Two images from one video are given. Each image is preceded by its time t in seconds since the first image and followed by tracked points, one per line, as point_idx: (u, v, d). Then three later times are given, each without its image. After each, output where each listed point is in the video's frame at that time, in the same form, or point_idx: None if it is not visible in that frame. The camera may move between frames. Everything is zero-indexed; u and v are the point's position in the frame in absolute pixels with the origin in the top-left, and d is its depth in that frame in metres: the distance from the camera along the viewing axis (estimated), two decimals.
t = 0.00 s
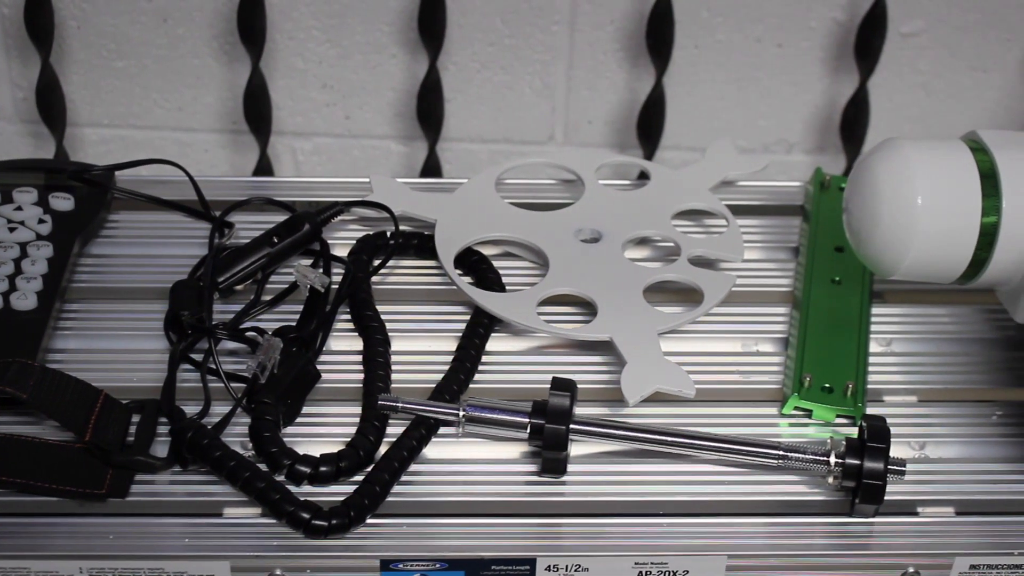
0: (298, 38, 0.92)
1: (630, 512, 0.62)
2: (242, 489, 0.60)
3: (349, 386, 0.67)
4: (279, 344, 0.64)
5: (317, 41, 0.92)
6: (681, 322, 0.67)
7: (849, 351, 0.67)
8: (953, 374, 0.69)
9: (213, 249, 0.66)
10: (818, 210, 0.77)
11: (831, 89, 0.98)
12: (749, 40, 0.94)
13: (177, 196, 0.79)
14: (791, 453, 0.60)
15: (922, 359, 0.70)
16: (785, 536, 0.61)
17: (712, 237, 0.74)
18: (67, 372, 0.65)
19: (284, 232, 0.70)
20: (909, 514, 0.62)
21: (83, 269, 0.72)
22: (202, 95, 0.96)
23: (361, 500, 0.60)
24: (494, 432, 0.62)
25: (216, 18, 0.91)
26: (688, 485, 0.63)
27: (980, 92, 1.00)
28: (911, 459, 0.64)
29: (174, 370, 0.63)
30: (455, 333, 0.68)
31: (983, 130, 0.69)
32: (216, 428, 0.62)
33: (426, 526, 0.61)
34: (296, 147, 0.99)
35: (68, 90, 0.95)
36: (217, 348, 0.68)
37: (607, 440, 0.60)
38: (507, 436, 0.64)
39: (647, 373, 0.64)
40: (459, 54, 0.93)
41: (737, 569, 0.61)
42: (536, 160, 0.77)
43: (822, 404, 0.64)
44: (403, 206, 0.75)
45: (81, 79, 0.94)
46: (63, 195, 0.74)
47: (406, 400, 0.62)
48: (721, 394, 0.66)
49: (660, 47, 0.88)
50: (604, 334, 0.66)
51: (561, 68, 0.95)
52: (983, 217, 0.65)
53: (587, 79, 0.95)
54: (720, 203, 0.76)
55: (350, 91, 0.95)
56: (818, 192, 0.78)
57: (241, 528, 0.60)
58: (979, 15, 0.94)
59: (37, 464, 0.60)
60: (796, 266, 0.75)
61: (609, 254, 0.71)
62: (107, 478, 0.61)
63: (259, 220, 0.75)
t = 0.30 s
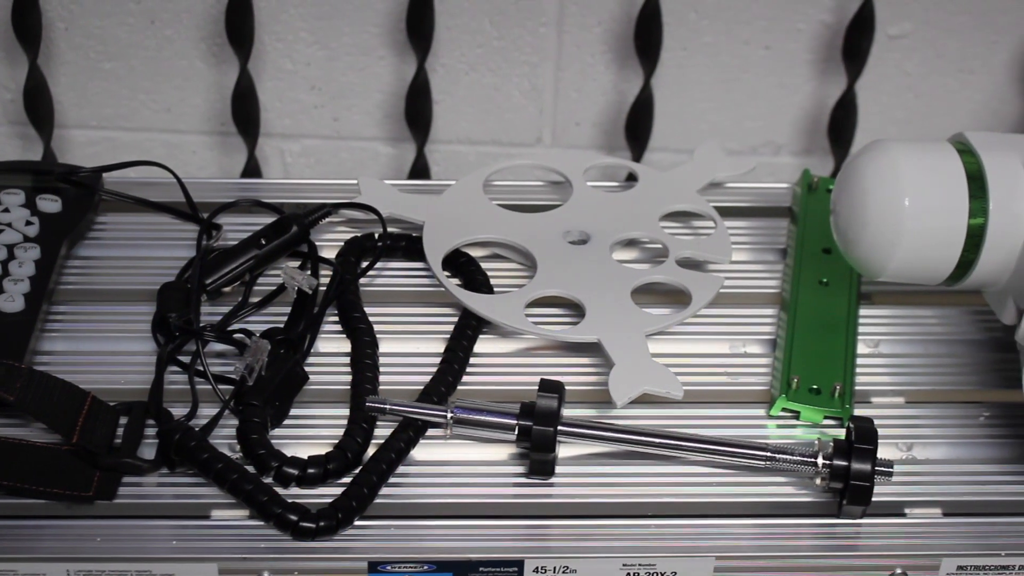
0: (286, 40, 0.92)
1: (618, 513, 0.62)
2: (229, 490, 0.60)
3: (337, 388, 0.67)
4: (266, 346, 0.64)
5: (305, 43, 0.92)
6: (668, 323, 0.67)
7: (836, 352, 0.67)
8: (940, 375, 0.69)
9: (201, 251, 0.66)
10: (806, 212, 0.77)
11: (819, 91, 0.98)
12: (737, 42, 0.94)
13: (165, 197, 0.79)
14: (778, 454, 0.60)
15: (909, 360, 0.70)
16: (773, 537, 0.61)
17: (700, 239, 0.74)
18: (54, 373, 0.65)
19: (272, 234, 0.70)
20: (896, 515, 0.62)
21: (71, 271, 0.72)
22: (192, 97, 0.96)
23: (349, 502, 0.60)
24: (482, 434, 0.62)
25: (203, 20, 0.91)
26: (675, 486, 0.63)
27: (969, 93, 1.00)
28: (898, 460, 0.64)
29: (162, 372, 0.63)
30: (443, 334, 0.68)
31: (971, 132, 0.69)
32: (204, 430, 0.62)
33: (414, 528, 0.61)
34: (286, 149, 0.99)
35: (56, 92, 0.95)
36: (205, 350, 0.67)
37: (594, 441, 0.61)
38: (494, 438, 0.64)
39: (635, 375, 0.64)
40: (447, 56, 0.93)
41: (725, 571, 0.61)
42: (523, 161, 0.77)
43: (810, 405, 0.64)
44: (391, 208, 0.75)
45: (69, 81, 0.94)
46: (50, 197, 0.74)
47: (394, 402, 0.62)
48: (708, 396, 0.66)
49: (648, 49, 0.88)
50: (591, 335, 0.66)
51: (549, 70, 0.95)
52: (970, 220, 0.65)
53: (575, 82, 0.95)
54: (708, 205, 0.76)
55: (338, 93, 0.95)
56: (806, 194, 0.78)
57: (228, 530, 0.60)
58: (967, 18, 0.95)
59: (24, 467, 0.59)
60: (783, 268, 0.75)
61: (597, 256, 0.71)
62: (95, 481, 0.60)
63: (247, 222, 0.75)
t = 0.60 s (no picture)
0: (275, 42, 0.92)
1: (606, 515, 0.62)
2: (217, 492, 0.60)
3: (325, 390, 0.67)
4: (255, 348, 0.64)
5: (294, 45, 0.92)
6: (657, 325, 0.67)
7: (824, 354, 0.67)
8: (928, 377, 0.69)
9: (189, 253, 0.66)
10: (794, 213, 0.78)
11: (808, 93, 0.98)
12: (725, 44, 0.94)
13: (153, 199, 0.79)
14: (766, 456, 0.60)
15: (897, 362, 0.70)
16: (761, 539, 0.61)
17: (689, 241, 0.74)
18: (42, 375, 0.64)
19: (261, 236, 0.70)
20: (884, 517, 0.62)
21: (59, 272, 0.72)
22: (182, 98, 0.96)
23: (337, 504, 0.60)
24: (471, 436, 0.62)
25: (192, 22, 0.91)
26: (663, 488, 0.63)
27: (958, 95, 1.01)
28: (886, 462, 0.65)
29: (149, 374, 0.63)
30: (432, 336, 0.68)
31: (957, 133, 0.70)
32: (192, 431, 0.62)
33: (402, 530, 0.61)
34: (275, 150, 0.99)
35: (45, 93, 0.95)
36: (193, 352, 0.67)
37: (583, 443, 0.60)
38: (483, 440, 0.64)
39: (623, 377, 0.64)
40: (436, 58, 0.93)
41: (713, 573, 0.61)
42: (512, 163, 0.77)
43: (798, 407, 0.64)
44: (379, 209, 0.75)
45: (58, 82, 0.94)
46: (38, 198, 0.74)
47: (382, 404, 0.62)
48: (696, 398, 0.66)
49: (636, 51, 0.88)
50: (580, 337, 0.66)
51: (538, 71, 0.95)
52: (957, 222, 0.65)
53: (564, 83, 0.96)
54: (697, 207, 0.76)
55: (327, 95, 0.95)
56: (794, 196, 0.78)
57: (216, 532, 0.60)
58: (955, 20, 0.95)
59: (11, 470, 0.58)
60: (772, 269, 0.75)
61: (586, 257, 0.71)
62: (83, 482, 0.60)
63: (236, 224, 0.75)
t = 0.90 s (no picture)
0: (264, 43, 0.92)
1: (595, 516, 0.62)
2: (206, 494, 0.60)
3: (313, 391, 0.67)
4: (244, 349, 0.64)
5: (282, 46, 0.92)
6: (646, 326, 0.67)
7: (814, 355, 0.68)
8: (918, 378, 0.69)
9: (178, 254, 0.66)
10: (783, 215, 0.78)
11: (798, 94, 0.98)
12: (715, 46, 0.94)
13: (142, 201, 0.79)
14: (755, 458, 0.60)
15: (887, 363, 0.70)
16: (750, 540, 0.61)
17: (678, 242, 0.74)
18: (29, 377, 0.64)
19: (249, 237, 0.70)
20: (873, 518, 0.62)
21: (48, 274, 0.72)
22: (171, 99, 0.96)
23: (326, 505, 0.60)
24: (460, 438, 0.62)
25: (181, 23, 0.91)
26: (652, 489, 0.63)
27: (948, 97, 1.01)
28: (875, 463, 0.65)
29: (138, 376, 0.63)
30: (421, 338, 0.68)
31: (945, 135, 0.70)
32: (181, 433, 0.62)
33: (391, 531, 0.61)
34: (264, 152, 0.99)
35: (34, 94, 0.95)
36: (182, 353, 0.67)
37: (572, 444, 0.60)
38: (472, 441, 0.64)
39: (611, 378, 0.64)
40: (425, 60, 0.93)
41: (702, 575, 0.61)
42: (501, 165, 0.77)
43: (787, 408, 0.64)
44: (368, 210, 0.75)
45: (47, 83, 0.94)
46: (27, 200, 0.73)
47: (371, 406, 0.62)
48: (684, 400, 0.66)
49: (625, 53, 0.88)
50: (569, 339, 0.66)
51: (527, 73, 0.95)
52: (946, 223, 0.65)
53: (554, 85, 0.96)
54: (686, 208, 0.76)
55: (316, 96, 0.95)
56: (783, 197, 0.79)
57: (205, 534, 0.60)
58: (944, 22, 0.95)
59: None
60: (761, 271, 0.75)
61: (576, 258, 0.71)
62: (71, 484, 0.60)
63: (225, 225, 0.75)
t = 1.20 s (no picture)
0: (255, 45, 0.92)
1: (586, 517, 0.62)
2: (196, 495, 0.60)
3: (304, 393, 0.67)
4: (234, 350, 0.64)
5: (273, 47, 0.92)
6: (637, 327, 0.67)
7: (804, 356, 0.68)
8: (908, 379, 0.70)
9: (168, 255, 0.66)
10: (774, 217, 0.78)
11: (789, 95, 0.98)
12: (705, 47, 0.95)
13: (132, 202, 0.78)
14: (745, 459, 0.60)
15: (877, 365, 0.70)
16: (740, 541, 0.61)
17: (669, 244, 0.74)
18: (18, 378, 0.64)
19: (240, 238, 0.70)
20: (863, 519, 0.63)
21: (38, 275, 0.72)
22: (162, 100, 0.96)
23: (316, 507, 0.60)
24: (451, 439, 0.62)
25: (171, 24, 0.90)
26: (642, 490, 0.63)
27: (939, 98, 1.01)
28: (865, 464, 0.65)
29: (128, 377, 0.62)
30: (411, 339, 0.68)
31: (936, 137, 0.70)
32: (171, 435, 0.62)
33: (382, 533, 0.61)
34: (254, 153, 0.99)
35: (24, 96, 0.95)
36: (172, 355, 0.67)
37: (562, 446, 0.60)
38: (462, 443, 0.64)
39: (602, 379, 0.64)
40: (416, 61, 0.93)
41: None
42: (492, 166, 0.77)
43: (777, 410, 0.64)
44: (359, 212, 0.75)
45: (38, 85, 0.94)
46: (16, 201, 0.73)
47: (362, 407, 0.62)
48: (675, 401, 0.66)
49: (616, 55, 0.88)
50: (560, 340, 0.66)
51: (518, 74, 0.95)
52: (936, 225, 0.66)
53: (545, 86, 0.96)
54: (677, 210, 0.77)
55: (307, 97, 0.95)
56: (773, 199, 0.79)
57: (195, 535, 0.60)
58: (934, 23, 0.95)
59: None
60: (751, 272, 0.75)
61: (566, 260, 0.71)
62: (61, 486, 0.60)
63: (216, 226, 0.75)
